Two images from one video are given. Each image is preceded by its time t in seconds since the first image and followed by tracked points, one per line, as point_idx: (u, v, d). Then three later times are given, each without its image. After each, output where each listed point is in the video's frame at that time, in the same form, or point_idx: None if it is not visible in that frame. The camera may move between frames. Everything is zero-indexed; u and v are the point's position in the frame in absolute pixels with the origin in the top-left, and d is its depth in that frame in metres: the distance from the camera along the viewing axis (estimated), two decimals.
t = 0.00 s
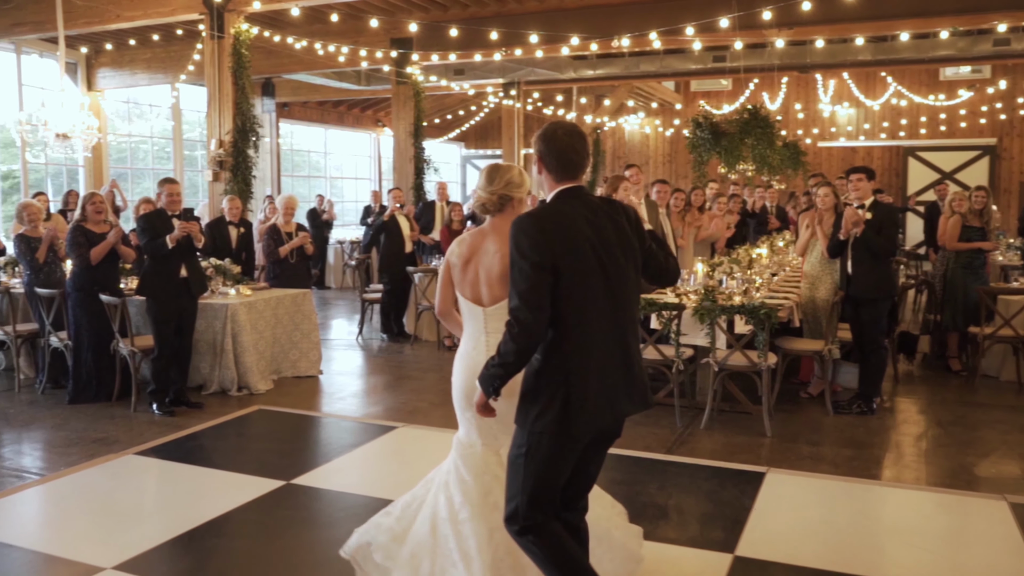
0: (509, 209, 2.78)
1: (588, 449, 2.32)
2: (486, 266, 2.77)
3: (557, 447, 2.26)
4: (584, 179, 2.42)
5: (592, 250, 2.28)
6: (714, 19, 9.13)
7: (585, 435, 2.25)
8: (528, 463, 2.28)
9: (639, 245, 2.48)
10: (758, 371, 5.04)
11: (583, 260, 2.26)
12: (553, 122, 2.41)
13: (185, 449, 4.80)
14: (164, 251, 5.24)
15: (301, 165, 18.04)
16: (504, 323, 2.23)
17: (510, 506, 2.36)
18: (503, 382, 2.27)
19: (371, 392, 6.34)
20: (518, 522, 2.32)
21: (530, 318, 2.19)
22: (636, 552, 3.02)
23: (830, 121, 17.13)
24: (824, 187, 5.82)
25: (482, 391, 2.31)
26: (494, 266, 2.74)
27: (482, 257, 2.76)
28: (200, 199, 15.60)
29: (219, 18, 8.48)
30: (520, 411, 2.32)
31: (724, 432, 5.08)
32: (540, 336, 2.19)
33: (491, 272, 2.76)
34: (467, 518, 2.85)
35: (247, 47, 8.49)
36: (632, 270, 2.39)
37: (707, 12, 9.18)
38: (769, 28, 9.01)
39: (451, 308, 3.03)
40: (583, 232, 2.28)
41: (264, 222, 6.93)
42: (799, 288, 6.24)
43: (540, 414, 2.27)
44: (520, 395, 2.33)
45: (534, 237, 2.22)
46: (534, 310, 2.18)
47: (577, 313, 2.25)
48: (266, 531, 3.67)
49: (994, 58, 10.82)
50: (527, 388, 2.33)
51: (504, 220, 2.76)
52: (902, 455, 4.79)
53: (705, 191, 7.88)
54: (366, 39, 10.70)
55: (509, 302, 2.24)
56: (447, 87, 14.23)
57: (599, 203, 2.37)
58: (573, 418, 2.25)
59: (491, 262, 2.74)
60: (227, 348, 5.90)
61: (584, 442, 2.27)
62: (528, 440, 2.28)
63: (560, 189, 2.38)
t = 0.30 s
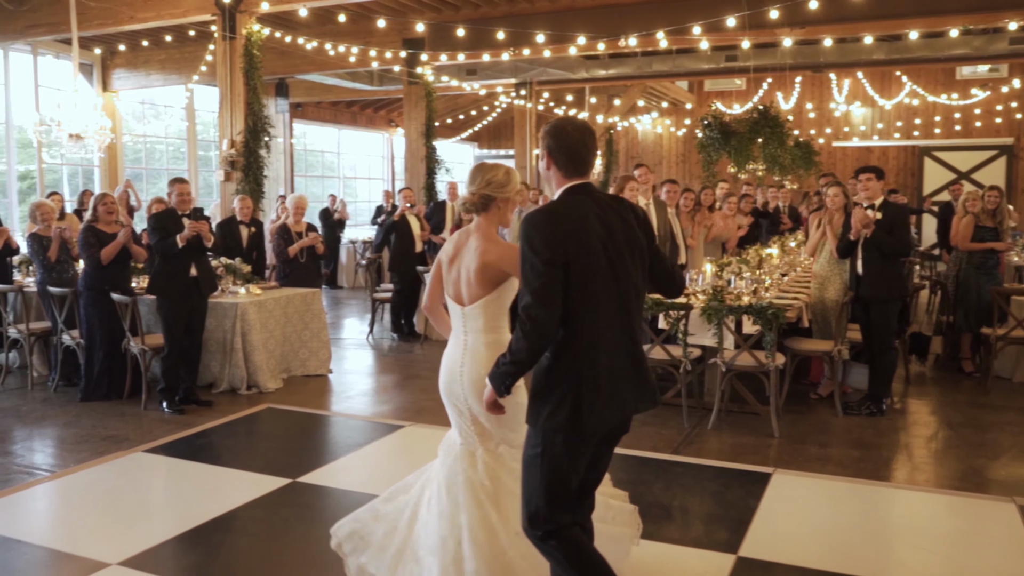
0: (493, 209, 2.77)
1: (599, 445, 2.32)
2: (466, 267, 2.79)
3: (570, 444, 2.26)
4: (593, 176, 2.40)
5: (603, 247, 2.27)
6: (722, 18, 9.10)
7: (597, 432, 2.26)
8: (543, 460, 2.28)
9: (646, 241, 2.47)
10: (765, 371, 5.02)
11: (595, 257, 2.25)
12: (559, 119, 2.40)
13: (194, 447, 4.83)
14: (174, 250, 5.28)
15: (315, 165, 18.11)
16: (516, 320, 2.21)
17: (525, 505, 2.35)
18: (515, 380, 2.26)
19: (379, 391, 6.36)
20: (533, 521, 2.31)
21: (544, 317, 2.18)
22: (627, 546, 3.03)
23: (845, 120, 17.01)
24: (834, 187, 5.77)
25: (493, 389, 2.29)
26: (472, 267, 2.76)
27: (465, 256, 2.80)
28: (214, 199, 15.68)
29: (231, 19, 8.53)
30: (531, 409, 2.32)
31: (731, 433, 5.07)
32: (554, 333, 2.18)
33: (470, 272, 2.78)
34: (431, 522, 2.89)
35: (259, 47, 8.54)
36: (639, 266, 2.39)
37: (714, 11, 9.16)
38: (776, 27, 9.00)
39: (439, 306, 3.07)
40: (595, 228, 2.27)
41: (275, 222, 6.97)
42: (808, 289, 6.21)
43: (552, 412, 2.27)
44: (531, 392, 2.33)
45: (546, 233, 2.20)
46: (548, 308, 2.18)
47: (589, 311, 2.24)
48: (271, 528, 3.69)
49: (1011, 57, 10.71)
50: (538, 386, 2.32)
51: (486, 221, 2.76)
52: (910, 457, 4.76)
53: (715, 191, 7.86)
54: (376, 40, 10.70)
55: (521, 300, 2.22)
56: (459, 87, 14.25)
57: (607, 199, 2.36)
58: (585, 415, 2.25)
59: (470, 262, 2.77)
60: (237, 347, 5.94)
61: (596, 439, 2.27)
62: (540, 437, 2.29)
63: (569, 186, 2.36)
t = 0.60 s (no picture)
0: (478, 209, 2.77)
1: (612, 441, 2.33)
2: (447, 263, 2.82)
3: (584, 441, 2.27)
4: (600, 173, 2.39)
5: (613, 242, 2.27)
6: (728, 17, 9.06)
7: (611, 427, 2.27)
8: (559, 457, 2.29)
9: (654, 236, 2.47)
10: (773, 371, 5.00)
11: (606, 253, 2.24)
12: (565, 114, 2.37)
13: (202, 445, 4.87)
14: (184, 250, 5.32)
15: (329, 165, 18.19)
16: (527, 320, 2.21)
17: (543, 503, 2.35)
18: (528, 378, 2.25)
19: (388, 390, 6.39)
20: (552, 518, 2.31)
21: (557, 314, 2.17)
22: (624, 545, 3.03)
23: (860, 120, 16.90)
24: (844, 187, 5.74)
25: (505, 389, 2.29)
26: (452, 265, 2.79)
27: (449, 255, 2.82)
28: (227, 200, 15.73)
29: (243, 20, 8.59)
30: (544, 407, 2.32)
31: (739, 433, 5.05)
32: (566, 331, 2.18)
33: (451, 270, 2.80)
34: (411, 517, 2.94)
35: (270, 48, 8.59)
36: (646, 262, 2.39)
37: (721, 10, 9.13)
38: (781, 27, 8.97)
39: (428, 303, 3.10)
40: (605, 224, 2.27)
41: (285, 222, 7.01)
42: (818, 289, 6.19)
43: (566, 410, 2.27)
44: (542, 391, 2.33)
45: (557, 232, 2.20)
46: (561, 306, 2.17)
47: (601, 310, 2.24)
48: (276, 525, 3.72)
49: None
50: (550, 384, 2.32)
51: (469, 221, 2.75)
52: (919, 458, 4.73)
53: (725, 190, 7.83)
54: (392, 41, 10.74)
55: (533, 299, 2.21)
56: (470, 87, 14.26)
57: (614, 195, 2.36)
58: (600, 412, 2.25)
59: (452, 259, 2.79)
60: (246, 346, 5.98)
61: (610, 435, 2.28)
62: (553, 437, 2.29)
63: (576, 183, 2.35)
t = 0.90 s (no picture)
0: (459, 209, 2.80)
1: (624, 440, 2.32)
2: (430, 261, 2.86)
3: (597, 440, 2.26)
4: (609, 172, 2.38)
5: (624, 241, 2.26)
6: (734, 16, 9.05)
7: (624, 426, 2.26)
8: (573, 457, 2.27)
9: (661, 234, 2.47)
10: (781, 372, 4.99)
11: (617, 251, 2.24)
12: (573, 112, 2.35)
13: (211, 443, 4.91)
14: (194, 249, 5.36)
15: (342, 165, 18.25)
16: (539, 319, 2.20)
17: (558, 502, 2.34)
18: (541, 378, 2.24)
19: (398, 389, 6.41)
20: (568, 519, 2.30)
21: (571, 314, 2.16)
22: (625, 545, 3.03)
23: (875, 119, 16.77)
24: (854, 186, 5.71)
25: (517, 387, 2.28)
26: (434, 263, 2.83)
27: (430, 254, 2.86)
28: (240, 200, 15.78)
29: (254, 21, 8.64)
30: (557, 406, 2.31)
31: (746, 434, 5.03)
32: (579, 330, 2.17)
33: (431, 269, 2.84)
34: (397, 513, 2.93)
35: (281, 49, 8.64)
36: (654, 259, 2.39)
37: (728, 10, 9.10)
38: (790, 25, 8.96)
39: (417, 305, 3.13)
40: (615, 223, 2.26)
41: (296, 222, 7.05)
42: (827, 290, 6.16)
43: (580, 409, 2.26)
44: (553, 390, 2.32)
45: (570, 230, 2.19)
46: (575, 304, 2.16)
47: (613, 308, 2.23)
48: (282, 523, 3.75)
49: None
50: (563, 384, 2.31)
51: (451, 221, 2.80)
52: (927, 459, 4.70)
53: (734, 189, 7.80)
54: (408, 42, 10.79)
55: (546, 298, 2.20)
56: (481, 87, 14.27)
57: (623, 193, 2.36)
58: (613, 411, 2.24)
59: (433, 259, 2.83)
60: (256, 345, 6.02)
61: (623, 434, 2.28)
62: (568, 435, 2.28)
63: (585, 181, 2.32)
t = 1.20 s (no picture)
0: (441, 210, 2.91)
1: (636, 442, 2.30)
2: (411, 261, 2.98)
3: (611, 442, 2.25)
4: (618, 173, 2.36)
5: (637, 242, 2.25)
6: (740, 15, 9.02)
7: (638, 428, 2.24)
8: (587, 461, 2.26)
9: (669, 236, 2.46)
10: (788, 373, 4.97)
11: (631, 252, 2.23)
12: (582, 113, 2.34)
13: (220, 441, 4.95)
14: (203, 248, 5.41)
15: (355, 165, 18.31)
16: (552, 321, 2.19)
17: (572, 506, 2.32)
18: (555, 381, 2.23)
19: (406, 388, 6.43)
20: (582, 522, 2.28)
21: (585, 315, 2.15)
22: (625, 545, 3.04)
23: (890, 120, 16.64)
24: (864, 187, 5.69)
25: (529, 389, 2.26)
26: (416, 262, 2.95)
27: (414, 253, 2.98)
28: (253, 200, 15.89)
29: (266, 22, 8.69)
30: (569, 409, 2.30)
31: (753, 434, 5.02)
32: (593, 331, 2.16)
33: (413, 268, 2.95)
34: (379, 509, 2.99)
35: (293, 50, 8.69)
36: (665, 262, 2.38)
37: (735, 9, 9.08)
38: (799, 25, 8.92)
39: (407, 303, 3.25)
40: (628, 224, 2.25)
41: (306, 222, 7.08)
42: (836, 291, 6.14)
43: (593, 411, 2.24)
44: (566, 393, 2.30)
45: (582, 232, 2.18)
46: (589, 306, 2.15)
47: (627, 309, 2.22)
48: (286, 520, 3.77)
49: None
50: (575, 387, 2.29)
51: (433, 222, 2.90)
52: (935, 461, 4.68)
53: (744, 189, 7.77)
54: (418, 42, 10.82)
55: (559, 299, 2.19)
56: (492, 87, 14.28)
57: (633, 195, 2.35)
58: (627, 412, 2.23)
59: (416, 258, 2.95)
60: (265, 344, 6.06)
61: (637, 436, 2.26)
62: (580, 438, 2.26)
63: (593, 182, 2.30)
